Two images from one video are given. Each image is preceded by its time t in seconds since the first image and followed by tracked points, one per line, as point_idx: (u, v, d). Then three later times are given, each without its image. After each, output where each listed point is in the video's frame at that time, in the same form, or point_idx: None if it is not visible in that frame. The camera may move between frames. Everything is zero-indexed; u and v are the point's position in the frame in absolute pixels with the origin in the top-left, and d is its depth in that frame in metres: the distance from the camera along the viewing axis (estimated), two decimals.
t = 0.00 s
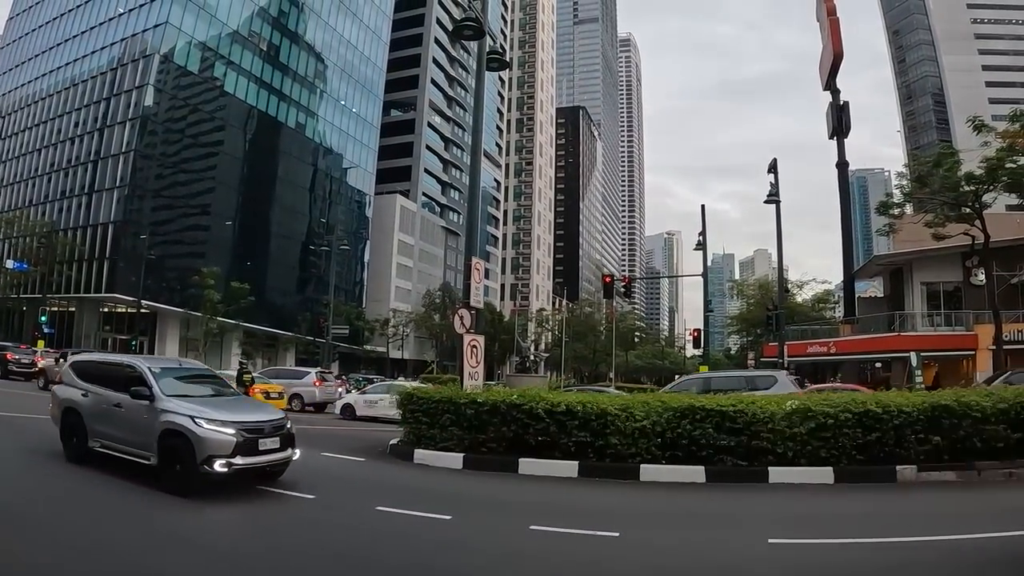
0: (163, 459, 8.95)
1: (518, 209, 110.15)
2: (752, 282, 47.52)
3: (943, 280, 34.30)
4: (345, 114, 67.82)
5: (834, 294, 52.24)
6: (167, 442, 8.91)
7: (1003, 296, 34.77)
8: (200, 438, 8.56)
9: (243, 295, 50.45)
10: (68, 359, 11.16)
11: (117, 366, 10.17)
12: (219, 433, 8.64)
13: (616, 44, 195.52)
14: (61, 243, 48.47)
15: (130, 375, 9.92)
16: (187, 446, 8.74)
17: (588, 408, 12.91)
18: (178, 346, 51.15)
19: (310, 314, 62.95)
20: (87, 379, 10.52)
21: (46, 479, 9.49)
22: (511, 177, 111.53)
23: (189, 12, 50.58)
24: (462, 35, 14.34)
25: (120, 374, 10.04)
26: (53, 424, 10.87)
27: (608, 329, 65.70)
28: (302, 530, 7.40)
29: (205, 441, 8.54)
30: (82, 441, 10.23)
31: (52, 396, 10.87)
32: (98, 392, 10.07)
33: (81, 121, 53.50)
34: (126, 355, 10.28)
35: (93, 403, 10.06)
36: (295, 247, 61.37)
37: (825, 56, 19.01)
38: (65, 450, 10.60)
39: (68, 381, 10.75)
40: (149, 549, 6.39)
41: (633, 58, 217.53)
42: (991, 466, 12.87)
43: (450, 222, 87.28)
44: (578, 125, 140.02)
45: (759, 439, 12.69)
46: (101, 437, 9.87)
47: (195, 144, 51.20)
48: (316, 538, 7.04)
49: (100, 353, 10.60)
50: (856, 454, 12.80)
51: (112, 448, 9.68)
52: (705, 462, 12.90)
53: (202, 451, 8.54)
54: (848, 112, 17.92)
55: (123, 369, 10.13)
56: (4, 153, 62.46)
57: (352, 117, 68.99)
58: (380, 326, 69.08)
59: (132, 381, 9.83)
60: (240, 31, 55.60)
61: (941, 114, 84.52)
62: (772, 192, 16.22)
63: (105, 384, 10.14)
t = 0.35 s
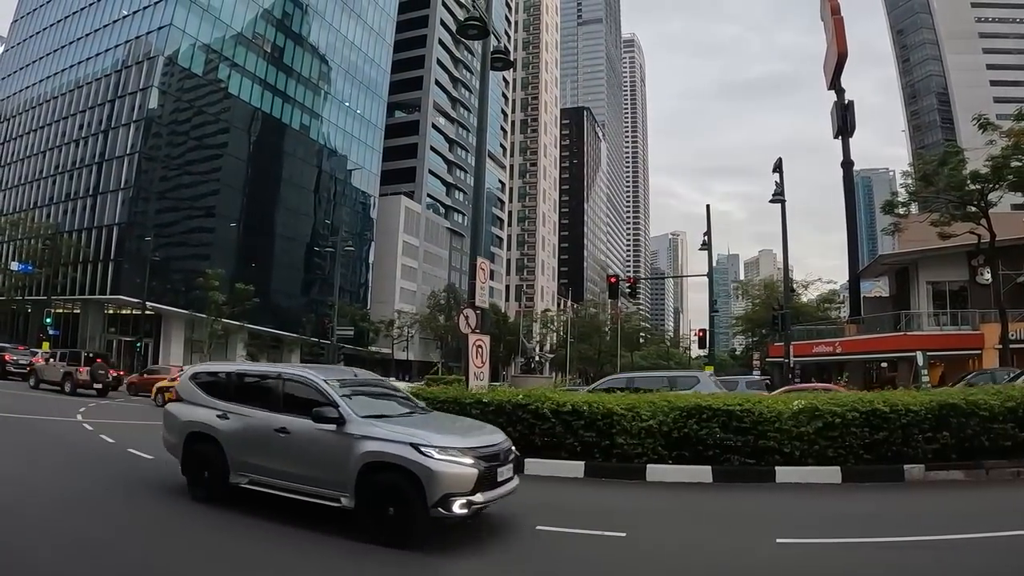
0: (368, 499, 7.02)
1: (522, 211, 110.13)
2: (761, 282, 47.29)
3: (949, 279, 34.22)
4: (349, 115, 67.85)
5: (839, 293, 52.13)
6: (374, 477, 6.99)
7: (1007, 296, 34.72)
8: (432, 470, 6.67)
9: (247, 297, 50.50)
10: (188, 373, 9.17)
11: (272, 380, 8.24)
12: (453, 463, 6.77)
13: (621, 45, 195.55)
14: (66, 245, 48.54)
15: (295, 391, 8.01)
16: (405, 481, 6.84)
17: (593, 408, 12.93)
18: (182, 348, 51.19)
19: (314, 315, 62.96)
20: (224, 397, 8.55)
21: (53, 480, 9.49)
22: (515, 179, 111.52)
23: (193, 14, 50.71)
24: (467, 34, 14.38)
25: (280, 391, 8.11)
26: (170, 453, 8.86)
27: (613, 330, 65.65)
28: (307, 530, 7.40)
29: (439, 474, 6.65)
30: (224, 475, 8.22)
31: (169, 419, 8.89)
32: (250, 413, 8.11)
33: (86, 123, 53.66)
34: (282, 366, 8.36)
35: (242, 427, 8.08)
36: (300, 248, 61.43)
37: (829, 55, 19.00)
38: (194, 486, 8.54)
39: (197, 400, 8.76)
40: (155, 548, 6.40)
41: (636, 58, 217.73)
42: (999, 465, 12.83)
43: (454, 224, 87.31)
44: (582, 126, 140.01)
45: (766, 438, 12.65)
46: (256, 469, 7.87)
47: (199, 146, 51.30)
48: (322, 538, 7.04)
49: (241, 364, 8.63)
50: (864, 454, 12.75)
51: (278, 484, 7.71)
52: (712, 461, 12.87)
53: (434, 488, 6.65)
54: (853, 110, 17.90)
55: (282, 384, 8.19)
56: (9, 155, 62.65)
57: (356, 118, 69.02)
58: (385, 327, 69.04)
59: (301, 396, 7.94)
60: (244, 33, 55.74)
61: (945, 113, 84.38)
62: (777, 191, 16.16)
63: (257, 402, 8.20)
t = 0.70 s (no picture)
0: (728, 527, 6.02)
1: (530, 210, 110.01)
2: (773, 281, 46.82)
3: (957, 277, 34.11)
4: (355, 115, 67.84)
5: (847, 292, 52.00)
6: (736, 505, 6.04)
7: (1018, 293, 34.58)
8: (823, 488, 5.85)
9: (255, 297, 50.73)
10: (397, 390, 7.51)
11: (549, 394, 6.84)
12: (836, 478, 6.00)
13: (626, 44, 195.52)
14: (74, 246, 48.62)
15: (590, 405, 6.66)
16: (783, 507, 5.95)
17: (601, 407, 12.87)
18: (190, 348, 51.38)
19: (322, 316, 63.03)
20: (474, 420, 7.02)
21: (61, 492, 9.44)
22: (522, 178, 111.57)
23: (199, 15, 50.81)
24: (474, 34, 14.36)
25: (566, 407, 6.73)
26: (389, 490, 7.20)
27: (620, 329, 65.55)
28: (316, 536, 7.39)
29: (830, 492, 5.85)
30: (486, 514, 6.74)
31: (390, 447, 7.20)
32: (530, 437, 6.69)
33: (93, 125, 53.80)
34: (552, 374, 6.99)
35: (517, 454, 6.65)
36: (308, 249, 61.47)
37: (836, 54, 18.94)
38: (431, 529, 6.96)
39: (429, 424, 7.15)
40: (166, 558, 6.37)
41: (642, 57, 217.50)
42: (1011, 463, 12.73)
43: (461, 224, 87.34)
44: (588, 125, 139.91)
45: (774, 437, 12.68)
46: (542, 505, 6.50)
47: (206, 147, 51.40)
48: (331, 545, 7.03)
49: (492, 376, 7.16)
50: (874, 452, 12.70)
51: (581, 522, 6.39)
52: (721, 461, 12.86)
53: (829, 513, 5.85)
54: (860, 109, 17.84)
55: (562, 397, 6.82)
56: (17, 157, 62.79)
57: (363, 119, 69.06)
58: (393, 327, 69.15)
59: (622, 411, 6.54)
60: (251, 34, 55.82)
61: (953, 110, 84.02)
62: (785, 189, 16.09)
63: (533, 423, 6.79)
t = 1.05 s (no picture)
0: None
1: (542, 210, 110.01)
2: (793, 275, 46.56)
3: (972, 274, 33.86)
4: (367, 116, 68.02)
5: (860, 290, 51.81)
6: None
7: None
8: None
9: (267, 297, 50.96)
10: (773, 394, 6.09)
11: (971, 387, 5.79)
12: None
13: (638, 43, 195.31)
14: (88, 247, 48.24)
15: (1016, 395, 5.69)
16: None
17: (615, 404, 12.84)
18: (203, 348, 51.66)
19: (334, 316, 63.07)
20: (878, 423, 5.73)
21: (75, 497, 9.39)
22: (534, 177, 111.67)
23: (210, 17, 50.88)
24: (485, 31, 14.33)
25: (990, 401, 5.70)
26: (774, 521, 5.66)
27: (633, 328, 65.47)
28: (330, 546, 7.29)
29: None
30: (905, 538, 5.47)
31: (773, 467, 5.71)
32: (955, 437, 5.56)
33: (105, 127, 54.01)
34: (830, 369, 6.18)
35: (945, 458, 5.49)
36: (320, 249, 61.57)
37: (847, 51, 18.87)
38: (834, 566, 5.56)
39: (820, 432, 5.76)
40: (176, 568, 6.27)
41: (654, 55, 217.09)
42: None
43: (473, 223, 87.25)
44: (600, 123, 139.75)
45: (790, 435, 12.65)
46: (970, 517, 5.41)
47: (218, 149, 51.56)
48: (344, 556, 6.94)
49: (896, 369, 5.91)
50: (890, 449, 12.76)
51: None
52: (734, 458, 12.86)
53: None
54: (872, 105, 17.77)
55: (980, 391, 5.78)
56: (29, 160, 63.03)
57: (374, 119, 69.19)
58: (405, 326, 69.18)
59: (809, 406, 5.95)
60: (262, 35, 55.97)
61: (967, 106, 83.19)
62: (796, 186, 16.02)
63: (959, 419, 5.66)
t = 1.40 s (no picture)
0: None
1: (568, 205, 110.21)
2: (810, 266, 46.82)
3: (1003, 267, 33.29)
4: (392, 115, 68.28)
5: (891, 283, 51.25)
6: None
7: None
8: None
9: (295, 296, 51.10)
10: None
11: None
12: None
13: (661, 36, 193.96)
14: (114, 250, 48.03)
15: None
16: None
17: (644, 400, 12.78)
18: (233, 347, 51.93)
19: (362, 314, 63.22)
20: None
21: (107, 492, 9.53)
22: (560, 173, 111.87)
23: (234, 19, 51.05)
24: (509, 28, 14.20)
25: None
26: None
27: (661, 324, 64.95)
28: (357, 546, 7.34)
29: None
30: None
31: None
32: None
33: (131, 130, 54.42)
34: None
35: None
36: (346, 248, 61.69)
37: (873, 42, 18.63)
38: None
39: None
40: (210, 563, 6.45)
41: (677, 48, 215.60)
42: None
43: (500, 220, 87.18)
44: (624, 118, 138.94)
45: (819, 430, 12.51)
46: None
47: (244, 149, 51.78)
48: (371, 557, 6.96)
49: None
50: (920, 444, 12.65)
51: None
52: (766, 454, 12.74)
53: None
54: (899, 96, 17.51)
55: None
56: (58, 163, 63.66)
57: (399, 117, 69.43)
58: (433, 324, 69.21)
59: None
60: (286, 36, 56.12)
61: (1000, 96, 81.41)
62: (825, 179, 15.86)
63: None
